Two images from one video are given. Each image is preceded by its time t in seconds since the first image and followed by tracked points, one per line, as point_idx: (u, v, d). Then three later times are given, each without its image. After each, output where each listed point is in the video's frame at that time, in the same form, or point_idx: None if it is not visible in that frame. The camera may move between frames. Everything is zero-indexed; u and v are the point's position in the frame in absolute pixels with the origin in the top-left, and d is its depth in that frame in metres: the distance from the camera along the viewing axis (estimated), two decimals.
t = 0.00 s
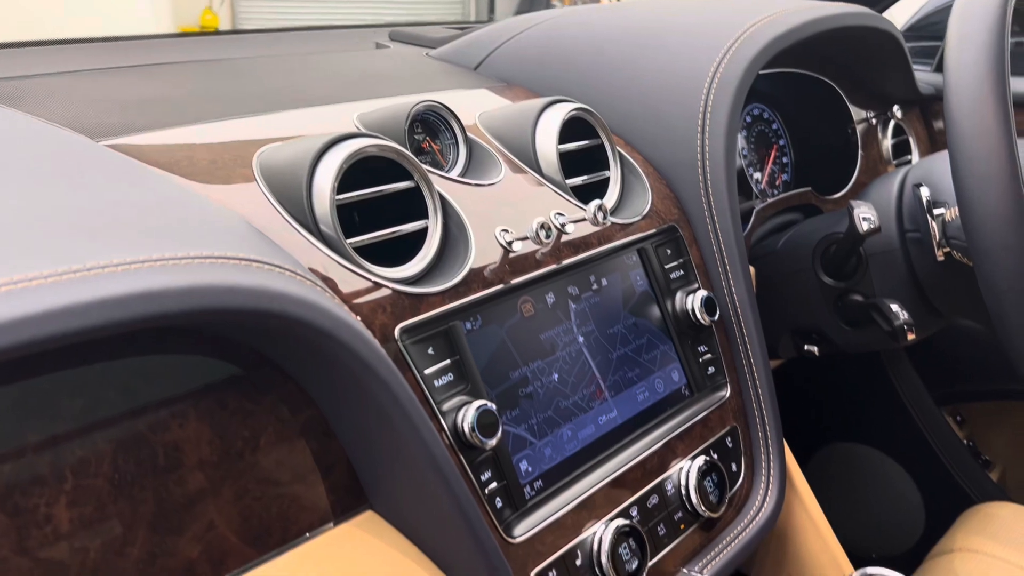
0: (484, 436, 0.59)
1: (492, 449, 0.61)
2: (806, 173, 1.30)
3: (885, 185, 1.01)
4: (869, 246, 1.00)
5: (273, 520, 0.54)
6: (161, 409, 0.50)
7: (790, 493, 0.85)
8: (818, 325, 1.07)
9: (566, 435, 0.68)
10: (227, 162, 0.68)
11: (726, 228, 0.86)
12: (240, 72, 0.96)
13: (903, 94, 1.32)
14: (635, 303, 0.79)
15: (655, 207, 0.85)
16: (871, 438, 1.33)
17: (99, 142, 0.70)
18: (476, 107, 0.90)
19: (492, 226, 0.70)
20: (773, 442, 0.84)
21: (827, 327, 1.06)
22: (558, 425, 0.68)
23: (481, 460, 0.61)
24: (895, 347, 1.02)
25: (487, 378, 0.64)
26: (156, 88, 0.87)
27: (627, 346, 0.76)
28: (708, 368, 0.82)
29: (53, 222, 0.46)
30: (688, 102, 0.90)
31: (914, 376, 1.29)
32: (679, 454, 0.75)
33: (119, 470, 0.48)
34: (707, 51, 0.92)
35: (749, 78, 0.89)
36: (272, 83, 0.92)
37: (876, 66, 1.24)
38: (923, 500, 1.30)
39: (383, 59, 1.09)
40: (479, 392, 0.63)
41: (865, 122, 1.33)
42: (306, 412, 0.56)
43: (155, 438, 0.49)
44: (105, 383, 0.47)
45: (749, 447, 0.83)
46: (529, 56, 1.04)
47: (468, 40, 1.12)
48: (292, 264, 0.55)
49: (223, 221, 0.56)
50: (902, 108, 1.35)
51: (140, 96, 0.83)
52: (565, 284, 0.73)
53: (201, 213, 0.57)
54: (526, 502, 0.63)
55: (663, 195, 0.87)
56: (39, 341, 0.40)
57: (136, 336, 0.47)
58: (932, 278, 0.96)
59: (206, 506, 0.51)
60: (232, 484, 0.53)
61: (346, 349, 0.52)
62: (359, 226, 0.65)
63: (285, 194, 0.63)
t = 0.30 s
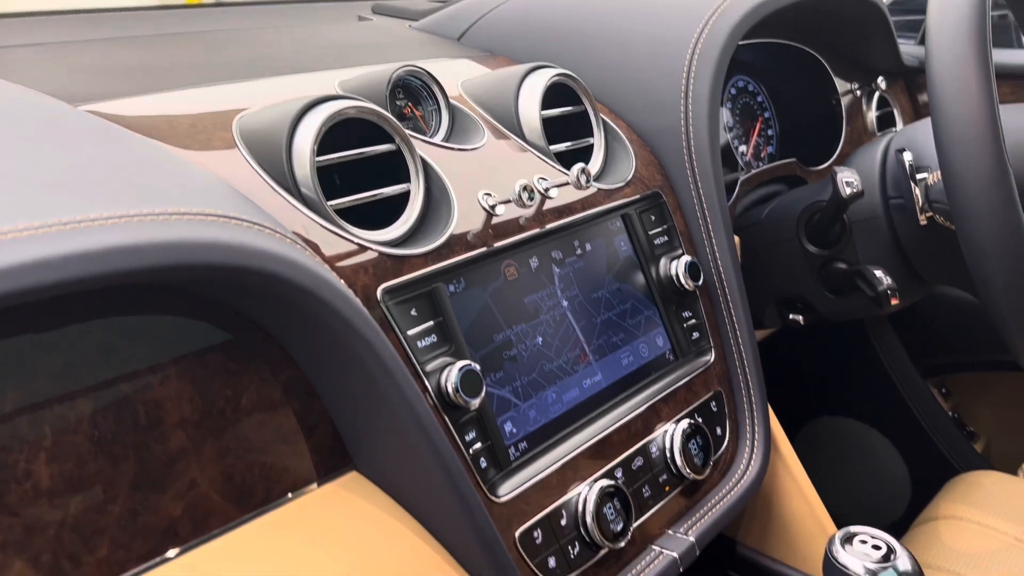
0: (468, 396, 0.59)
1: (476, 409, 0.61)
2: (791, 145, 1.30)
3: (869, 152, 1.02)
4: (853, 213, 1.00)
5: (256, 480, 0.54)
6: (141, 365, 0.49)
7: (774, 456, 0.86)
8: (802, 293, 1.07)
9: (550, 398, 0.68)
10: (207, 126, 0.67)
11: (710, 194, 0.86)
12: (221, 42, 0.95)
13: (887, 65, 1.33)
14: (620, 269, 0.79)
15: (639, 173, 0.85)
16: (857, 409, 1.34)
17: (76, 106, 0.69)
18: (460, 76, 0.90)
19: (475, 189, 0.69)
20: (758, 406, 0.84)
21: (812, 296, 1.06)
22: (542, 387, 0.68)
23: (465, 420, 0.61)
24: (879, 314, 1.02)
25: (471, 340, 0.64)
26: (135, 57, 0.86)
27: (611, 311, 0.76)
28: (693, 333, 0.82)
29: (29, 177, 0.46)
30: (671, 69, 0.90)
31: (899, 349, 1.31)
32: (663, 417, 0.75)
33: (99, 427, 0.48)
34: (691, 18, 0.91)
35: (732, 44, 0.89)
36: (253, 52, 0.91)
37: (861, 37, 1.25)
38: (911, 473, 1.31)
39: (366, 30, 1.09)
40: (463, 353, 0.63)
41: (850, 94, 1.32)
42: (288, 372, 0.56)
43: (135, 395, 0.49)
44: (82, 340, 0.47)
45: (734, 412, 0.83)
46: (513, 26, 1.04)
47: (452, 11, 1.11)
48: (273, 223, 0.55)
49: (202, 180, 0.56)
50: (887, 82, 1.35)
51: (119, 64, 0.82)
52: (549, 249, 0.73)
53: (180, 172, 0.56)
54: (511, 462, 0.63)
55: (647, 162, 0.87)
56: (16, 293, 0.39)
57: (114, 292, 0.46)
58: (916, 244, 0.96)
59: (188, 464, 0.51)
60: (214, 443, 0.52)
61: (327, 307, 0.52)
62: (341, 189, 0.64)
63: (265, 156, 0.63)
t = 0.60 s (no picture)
0: (450, 360, 0.59)
1: (458, 373, 0.61)
2: (773, 117, 1.30)
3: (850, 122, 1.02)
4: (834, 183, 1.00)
5: (237, 444, 0.54)
6: (119, 329, 0.49)
7: (755, 422, 0.87)
8: (784, 264, 1.08)
9: (533, 364, 0.69)
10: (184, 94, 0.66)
11: (692, 164, 0.86)
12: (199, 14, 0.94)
13: (869, 38, 1.33)
14: (602, 237, 0.79)
15: (620, 142, 0.85)
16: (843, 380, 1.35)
17: (51, 75, 0.69)
18: (440, 47, 0.89)
19: (455, 157, 0.69)
20: (740, 374, 0.84)
21: (794, 266, 1.07)
22: (525, 354, 0.68)
23: (448, 385, 0.61)
24: (861, 283, 1.03)
25: (453, 306, 0.64)
26: (112, 28, 0.85)
27: (593, 279, 0.76)
28: (675, 302, 0.83)
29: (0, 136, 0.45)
30: (652, 38, 0.90)
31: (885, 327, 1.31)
32: (645, 384, 0.76)
33: (78, 391, 0.48)
34: None
35: (712, 13, 0.89)
36: (231, 23, 0.91)
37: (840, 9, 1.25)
38: (893, 447, 1.34)
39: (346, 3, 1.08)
40: (444, 319, 0.63)
41: (832, 68, 1.32)
42: (268, 336, 0.56)
43: (114, 359, 0.49)
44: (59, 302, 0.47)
45: (716, 379, 0.84)
46: None
47: None
48: (250, 187, 0.54)
49: (179, 144, 0.55)
50: (867, 54, 1.35)
51: (95, 34, 0.81)
52: (531, 217, 0.72)
53: (156, 136, 0.56)
54: (494, 427, 0.63)
55: (628, 132, 0.87)
56: None
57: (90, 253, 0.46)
58: (896, 213, 0.97)
59: (169, 428, 0.51)
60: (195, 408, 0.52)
61: (307, 270, 0.52)
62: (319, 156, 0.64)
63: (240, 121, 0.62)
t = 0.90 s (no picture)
0: (429, 328, 0.59)
1: (438, 342, 0.61)
2: (753, 90, 1.30)
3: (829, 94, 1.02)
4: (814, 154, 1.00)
5: (216, 414, 0.54)
6: (93, 298, 0.49)
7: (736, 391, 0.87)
8: (765, 237, 1.08)
9: (513, 334, 0.69)
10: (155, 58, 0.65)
11: (671, 135, 0.86)
12: None
13: (849, 11, 1.33)
14: (582, 208, 0.79)
15: (599, 113, 0.84)
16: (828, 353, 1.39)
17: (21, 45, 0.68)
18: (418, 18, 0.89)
19: (433, 127, 0.69)
20: (721, 343, 0.85)
21: (774, 238, 1.07)
22: (505, 324, 0.68)
23: (428, 353, 0.61)
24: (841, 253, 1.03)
25: (433, 276, 0.64)
26: None
27: (573, 250, 0.76)
28: (656, 273, 0.83)
29: None
30: (630, 8, 0.89)
31: (867, 304, 1.35)
32: (626, 353, 0.76)
33: (54, 360, 0.47)
34: None
35: None
36: None
37: None
38: (876, 421, 1.37)
39: None
40: (424, 289, 0.62)
41: (812, 41, 1.33)
42: (244, 306, 0.56)
43: (90, 328, 0.49)
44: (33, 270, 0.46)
45: (697, 349, 0.84)
46: None
47: None
48: (225, 155, 0.54)
49: (152, 112, 0.55)
50: (847, 27, 1.36)
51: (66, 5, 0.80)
52: (511, 187, 0.72)
53: (128, 103, 0.55)
54: (475, 395, 0.64)
55: (608, 103, 0.87)
56: None
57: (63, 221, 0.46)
58: (875, 183, 0.98)
59: (147, 397, 0.51)
60: (173, 377, 0.52)
61: (284, 237, 0.52)
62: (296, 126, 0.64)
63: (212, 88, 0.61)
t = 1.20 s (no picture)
0: (405, 287, 0.59)
1: (414, 301, 0.61)
2: (732, 59, 1.29)
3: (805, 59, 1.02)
4: (790, 120, 1.01)
5: (190, 374, 0.55)
6: (62, 256, 0.49)
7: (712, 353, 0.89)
8: (742, 203, 1.08)
9: (490, 296, 0.69)
10: (121, 11, 0.64)
11: (647, 99, 0.85)
12: None
13: None
14: (558, 171, 0.78)
15: (575, 77, 0.84)
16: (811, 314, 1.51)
17: None
18: None
19: (407, 88, 0.68)
20: (698, 306, 0.86)
21: (750, 205, 1.08)
22: (482, 285, 0.68)
23: (404, 313, 0.61)
24: (817, 219, 1.04)
25: (408, 237, 0.63)
26: None
27: (550, 214, 0.76)
28: (632, 237, 0.83)
29: None
30: None
31: (846, 275, 1.48)
32: (604, 316, 0.77)
33: (23, 317, 0.47)
34: None
35: None
36: None
37: None
38: (855, 391, 1.49)
39: None
40: (399, 248, 0.62)
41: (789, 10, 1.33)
42: (218, 266, 0.56)
43: (60, 286, 0.49)
44: None
45: (674, 312, 0.85)
46: None
47: None
48: (194, 112, 0.53)
49: (119, 69, 0.54)
50: None
51: None
52: (486, 149, 0.72)
53: (95, 59, 0.54)
54: (452, 355, 0.64)
55: (584, 67, 0.86)
56: None
57: (29, 176, 0.45)
58: (851, 148, 0.98)
59: (120, 355, 0.51)
60: (147, 335, 0.53)
61: (256, 194, 0.52)
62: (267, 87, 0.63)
63: (179, 43, 0.60)
